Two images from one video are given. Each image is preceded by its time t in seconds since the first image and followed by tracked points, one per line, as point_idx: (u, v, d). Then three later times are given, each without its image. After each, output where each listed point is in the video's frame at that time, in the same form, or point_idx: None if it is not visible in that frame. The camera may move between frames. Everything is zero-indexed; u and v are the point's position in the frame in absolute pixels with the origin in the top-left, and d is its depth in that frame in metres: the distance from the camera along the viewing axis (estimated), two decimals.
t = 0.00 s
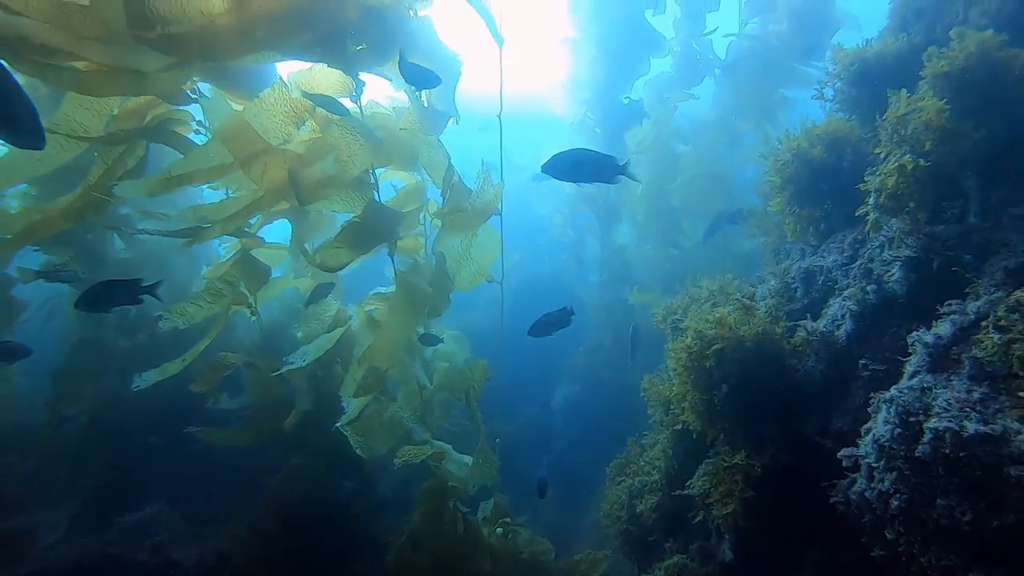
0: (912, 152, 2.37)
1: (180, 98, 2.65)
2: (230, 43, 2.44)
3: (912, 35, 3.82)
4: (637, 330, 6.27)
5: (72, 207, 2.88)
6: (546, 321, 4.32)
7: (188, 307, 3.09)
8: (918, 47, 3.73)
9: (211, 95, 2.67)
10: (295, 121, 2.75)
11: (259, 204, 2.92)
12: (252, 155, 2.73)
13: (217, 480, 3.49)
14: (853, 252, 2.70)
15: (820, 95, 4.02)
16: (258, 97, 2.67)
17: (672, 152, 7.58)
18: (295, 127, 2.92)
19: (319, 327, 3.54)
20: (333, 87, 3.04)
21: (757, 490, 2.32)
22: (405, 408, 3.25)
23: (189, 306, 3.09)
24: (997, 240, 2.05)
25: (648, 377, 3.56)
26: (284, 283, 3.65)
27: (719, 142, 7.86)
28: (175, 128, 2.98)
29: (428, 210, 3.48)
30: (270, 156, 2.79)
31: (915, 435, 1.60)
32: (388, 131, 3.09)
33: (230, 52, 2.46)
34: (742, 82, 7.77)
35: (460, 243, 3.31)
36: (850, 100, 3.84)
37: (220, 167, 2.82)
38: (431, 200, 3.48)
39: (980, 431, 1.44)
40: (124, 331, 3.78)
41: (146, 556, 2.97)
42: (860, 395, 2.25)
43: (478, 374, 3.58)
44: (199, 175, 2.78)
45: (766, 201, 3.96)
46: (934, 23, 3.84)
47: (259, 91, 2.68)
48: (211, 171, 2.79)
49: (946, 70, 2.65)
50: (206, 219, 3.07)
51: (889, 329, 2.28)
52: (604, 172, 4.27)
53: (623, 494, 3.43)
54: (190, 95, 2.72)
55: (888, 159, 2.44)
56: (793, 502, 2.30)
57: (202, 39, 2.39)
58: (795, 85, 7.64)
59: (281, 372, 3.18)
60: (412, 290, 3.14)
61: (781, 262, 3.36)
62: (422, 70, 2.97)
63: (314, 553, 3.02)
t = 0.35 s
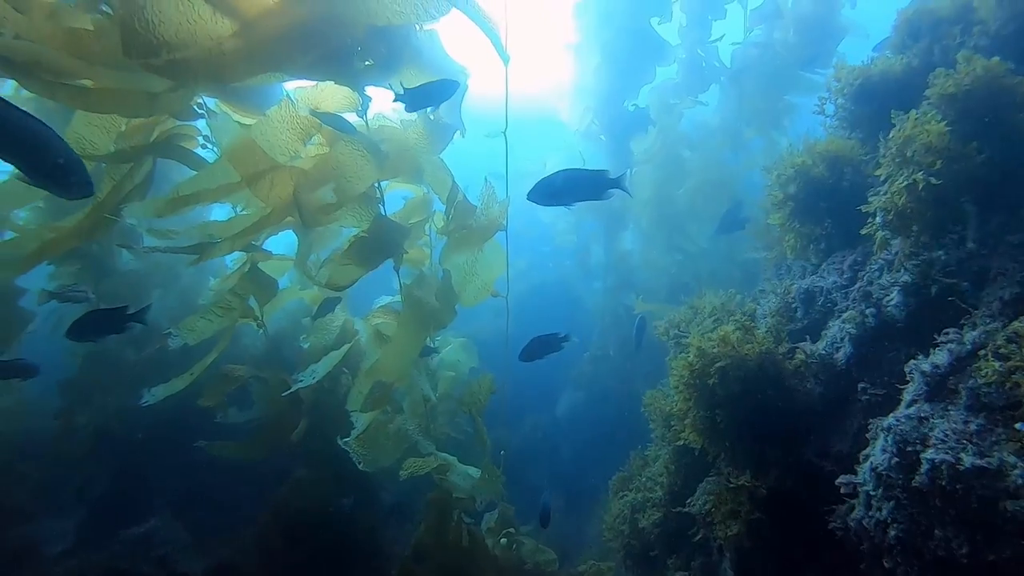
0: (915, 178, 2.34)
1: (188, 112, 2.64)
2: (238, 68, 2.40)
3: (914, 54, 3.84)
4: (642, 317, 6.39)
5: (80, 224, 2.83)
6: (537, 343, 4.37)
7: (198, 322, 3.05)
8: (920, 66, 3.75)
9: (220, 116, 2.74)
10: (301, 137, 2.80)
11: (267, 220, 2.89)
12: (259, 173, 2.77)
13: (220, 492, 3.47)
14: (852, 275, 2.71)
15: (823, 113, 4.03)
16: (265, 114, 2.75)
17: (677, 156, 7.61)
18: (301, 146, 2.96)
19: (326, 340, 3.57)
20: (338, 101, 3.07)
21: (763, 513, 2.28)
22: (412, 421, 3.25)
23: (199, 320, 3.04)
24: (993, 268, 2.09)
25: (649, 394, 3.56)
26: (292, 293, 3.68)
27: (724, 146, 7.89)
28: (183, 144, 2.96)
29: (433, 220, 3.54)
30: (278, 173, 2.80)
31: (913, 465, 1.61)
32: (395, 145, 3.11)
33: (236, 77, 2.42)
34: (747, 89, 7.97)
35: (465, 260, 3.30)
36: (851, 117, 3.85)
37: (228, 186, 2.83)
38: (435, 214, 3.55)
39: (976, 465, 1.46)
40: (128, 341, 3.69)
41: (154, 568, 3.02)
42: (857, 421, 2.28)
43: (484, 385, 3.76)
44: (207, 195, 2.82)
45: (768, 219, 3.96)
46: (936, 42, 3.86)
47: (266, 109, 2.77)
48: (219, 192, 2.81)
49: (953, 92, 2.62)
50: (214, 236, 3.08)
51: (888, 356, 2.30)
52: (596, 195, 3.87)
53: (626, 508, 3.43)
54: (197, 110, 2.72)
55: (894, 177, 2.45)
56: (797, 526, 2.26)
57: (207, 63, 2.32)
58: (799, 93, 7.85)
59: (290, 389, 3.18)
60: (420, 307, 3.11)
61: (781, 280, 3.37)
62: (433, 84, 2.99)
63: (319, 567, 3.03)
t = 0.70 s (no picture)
0: (926, 214, 2.33)
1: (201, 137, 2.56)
2: (248, 102, 2.37)
3: (917, 89, 3.85)
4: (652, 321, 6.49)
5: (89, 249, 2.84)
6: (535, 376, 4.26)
7: (208, 346, 2.96)
8: (923, 100, 3.76)
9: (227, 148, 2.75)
10: (309, 163, 2.69)
11: (277, 248, 2.86)
12: (269, 201, 2.76)
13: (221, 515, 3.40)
14: (854, 309, 2.71)
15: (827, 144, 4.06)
16: (273, 141, 2.62)
17: (682, 171, 7.82)
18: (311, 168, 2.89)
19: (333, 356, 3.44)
20: (347, 128, 2.96)
21: (770, 548, 2.27)
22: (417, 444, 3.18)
23: (210, 343, 2.95)
24: (994, 310, 2.08)
25: (650, 421, 3.56)
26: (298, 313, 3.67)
27: (729, 162, 8.11)
28: (191, 168, 2.96)
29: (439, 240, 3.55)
30: (287, 201, 2.79)
31: (914, 510, 1.64)
32: (402, 167, 3.05)
33: (245, 110, 2.39)
34: (752, 108, 8.19)
35: (472, 287, 3.36)
36: (855, 147, 3.84)
37: (237, 215, 2.83)
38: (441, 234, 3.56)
39: (977, 515, 1.47)
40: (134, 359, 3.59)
41: None
42: (859, 459, 2.28)
43: (487, 417, 3.77)
44: (217, 225, 2.80)
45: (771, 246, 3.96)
46: (938, 78, 3.88)
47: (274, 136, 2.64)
48: (228, 220, 2.79)
49: (958, 127, 2.64)
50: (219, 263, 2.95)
51: (890, 392, 2.29)
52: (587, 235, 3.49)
53: (630, 534, 3.41)
54: (206, 136, 2.72)
55: (900, 213, 2.45)
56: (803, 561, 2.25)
57: (221, 96, 2.32)
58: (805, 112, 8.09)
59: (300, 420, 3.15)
60: (426, 330, 3.11)
61: (784, 309, 3.37)
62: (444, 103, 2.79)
63: None
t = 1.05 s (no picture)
0: (937, 247, 2.32)
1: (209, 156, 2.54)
2: (259, 132, 2.32)
3: (919, 121, 3.82)
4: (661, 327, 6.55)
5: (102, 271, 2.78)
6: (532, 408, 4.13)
7: (219, 367, 2.82)
8: (925, 133, 3.74)
9: (238, 176, 2.73)
10: (317, 186, 2.76)
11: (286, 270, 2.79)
12: (277, 226, 2.71)
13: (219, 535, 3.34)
14: (857, 342, 2.71)
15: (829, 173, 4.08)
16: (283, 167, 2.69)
17: (689, 188, 7.89)
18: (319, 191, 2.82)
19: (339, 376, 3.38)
20: (356, 152, 2.94)
21: None
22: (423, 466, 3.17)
23: (220, 364, 2.80)
24: (996, 353, 2.08)
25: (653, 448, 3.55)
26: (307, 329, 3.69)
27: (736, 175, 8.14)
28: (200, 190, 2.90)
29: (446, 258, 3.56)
30: (296, 224, 2.75)
31: (915, 552, 1.65)
32: (411, 188, 3.10)
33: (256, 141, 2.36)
34: (758, 126, 8.33)
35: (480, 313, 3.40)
36: (858, 177, 3.81)
37: (247, 241, 2.77)
38: (446, 253, 3.52)
39: (981, 561, 1.46)
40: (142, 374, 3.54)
41: None
42: (861, 494, 2.26)
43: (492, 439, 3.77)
44: (226, 251, 2.75)
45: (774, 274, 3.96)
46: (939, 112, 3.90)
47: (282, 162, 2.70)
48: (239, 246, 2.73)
49: (962, 161, 2.65)
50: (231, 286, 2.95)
51: (892, 426, 2.27)
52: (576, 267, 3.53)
53: (633, 558, 3.39)
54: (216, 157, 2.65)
55: (906, 248, 2.44)
56: None
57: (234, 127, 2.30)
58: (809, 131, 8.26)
59: (309, 446, 3.09)
60: (434, 353, 3.12)
61: (787, 338, 3.37)
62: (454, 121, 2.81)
63: None
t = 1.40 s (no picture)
0: (940, 270, 2.32)
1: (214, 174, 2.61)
2: (265, 150, 2.37)
3: (917, 147, 3.83)
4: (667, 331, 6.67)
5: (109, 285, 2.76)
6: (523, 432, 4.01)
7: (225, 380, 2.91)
8: (924, 158, 3.76)
9: (244, 192, 2.74)
10: (323, 202, 2.76)
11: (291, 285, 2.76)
12: (281, 244, 2.71)
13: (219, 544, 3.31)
14: (856, 364, 2.71)
15: (829, 194, 4.10)
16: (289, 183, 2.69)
17: (693, 200, 8.01)
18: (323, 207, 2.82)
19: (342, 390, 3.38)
20: (361, 168, 2.93)
21: None
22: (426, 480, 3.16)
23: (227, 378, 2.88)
24: (992, 380, 2.08)
25: (653, 466, 3.53)
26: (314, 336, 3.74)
27: (739, 185, 8.21)
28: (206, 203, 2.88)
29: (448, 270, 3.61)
30: (301, 241, 2.73)
31: None
32: (416, 202, 3.16)
33: (263, 158, 2.39)
34: (761, 139, 8.37)
35: (482, 330, 3.41)
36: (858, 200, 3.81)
37: (252, 260, 2.74)
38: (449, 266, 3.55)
39: None
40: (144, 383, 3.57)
41: None
42: (859, 520, 2.25)
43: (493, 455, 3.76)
44: (232, 269, 2.71)
45: (774, 293, 3.96)
46: (937, 137, 3.93)
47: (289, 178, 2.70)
48: (245, 263, 2.72)
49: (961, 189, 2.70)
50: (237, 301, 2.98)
51: (890, 451, 2.26)
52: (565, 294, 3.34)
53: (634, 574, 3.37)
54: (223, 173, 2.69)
55: (907, 273, 2.45)
56: None
57: (239, 145, 2.32)
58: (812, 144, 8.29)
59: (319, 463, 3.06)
60: (438, 366, 3.09)
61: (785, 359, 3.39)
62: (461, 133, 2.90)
63: None
